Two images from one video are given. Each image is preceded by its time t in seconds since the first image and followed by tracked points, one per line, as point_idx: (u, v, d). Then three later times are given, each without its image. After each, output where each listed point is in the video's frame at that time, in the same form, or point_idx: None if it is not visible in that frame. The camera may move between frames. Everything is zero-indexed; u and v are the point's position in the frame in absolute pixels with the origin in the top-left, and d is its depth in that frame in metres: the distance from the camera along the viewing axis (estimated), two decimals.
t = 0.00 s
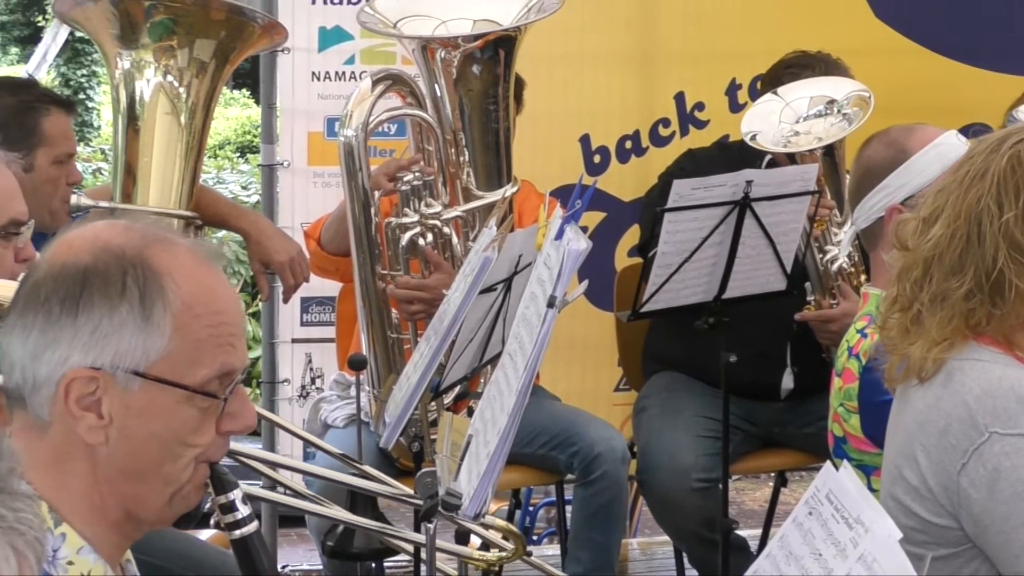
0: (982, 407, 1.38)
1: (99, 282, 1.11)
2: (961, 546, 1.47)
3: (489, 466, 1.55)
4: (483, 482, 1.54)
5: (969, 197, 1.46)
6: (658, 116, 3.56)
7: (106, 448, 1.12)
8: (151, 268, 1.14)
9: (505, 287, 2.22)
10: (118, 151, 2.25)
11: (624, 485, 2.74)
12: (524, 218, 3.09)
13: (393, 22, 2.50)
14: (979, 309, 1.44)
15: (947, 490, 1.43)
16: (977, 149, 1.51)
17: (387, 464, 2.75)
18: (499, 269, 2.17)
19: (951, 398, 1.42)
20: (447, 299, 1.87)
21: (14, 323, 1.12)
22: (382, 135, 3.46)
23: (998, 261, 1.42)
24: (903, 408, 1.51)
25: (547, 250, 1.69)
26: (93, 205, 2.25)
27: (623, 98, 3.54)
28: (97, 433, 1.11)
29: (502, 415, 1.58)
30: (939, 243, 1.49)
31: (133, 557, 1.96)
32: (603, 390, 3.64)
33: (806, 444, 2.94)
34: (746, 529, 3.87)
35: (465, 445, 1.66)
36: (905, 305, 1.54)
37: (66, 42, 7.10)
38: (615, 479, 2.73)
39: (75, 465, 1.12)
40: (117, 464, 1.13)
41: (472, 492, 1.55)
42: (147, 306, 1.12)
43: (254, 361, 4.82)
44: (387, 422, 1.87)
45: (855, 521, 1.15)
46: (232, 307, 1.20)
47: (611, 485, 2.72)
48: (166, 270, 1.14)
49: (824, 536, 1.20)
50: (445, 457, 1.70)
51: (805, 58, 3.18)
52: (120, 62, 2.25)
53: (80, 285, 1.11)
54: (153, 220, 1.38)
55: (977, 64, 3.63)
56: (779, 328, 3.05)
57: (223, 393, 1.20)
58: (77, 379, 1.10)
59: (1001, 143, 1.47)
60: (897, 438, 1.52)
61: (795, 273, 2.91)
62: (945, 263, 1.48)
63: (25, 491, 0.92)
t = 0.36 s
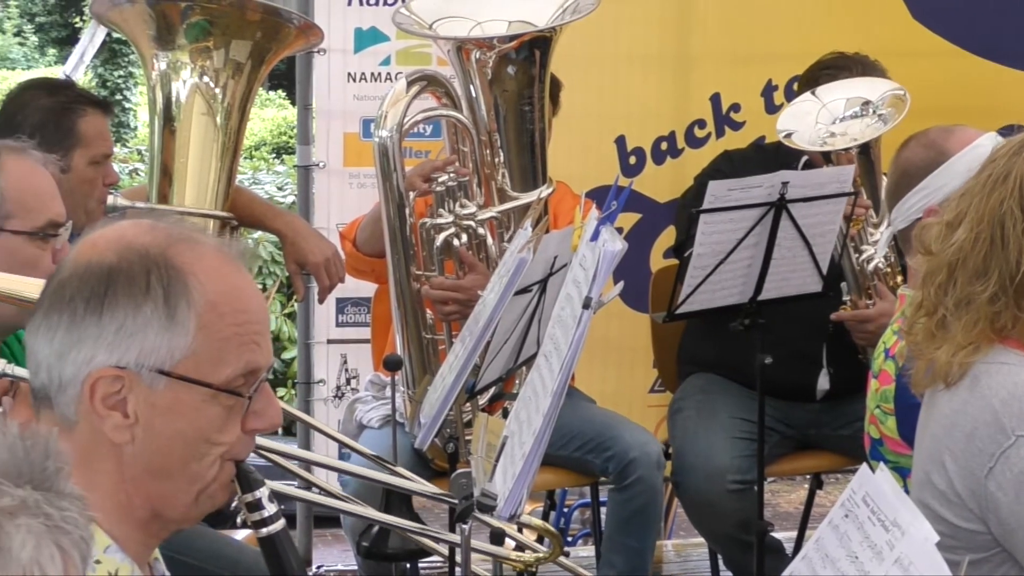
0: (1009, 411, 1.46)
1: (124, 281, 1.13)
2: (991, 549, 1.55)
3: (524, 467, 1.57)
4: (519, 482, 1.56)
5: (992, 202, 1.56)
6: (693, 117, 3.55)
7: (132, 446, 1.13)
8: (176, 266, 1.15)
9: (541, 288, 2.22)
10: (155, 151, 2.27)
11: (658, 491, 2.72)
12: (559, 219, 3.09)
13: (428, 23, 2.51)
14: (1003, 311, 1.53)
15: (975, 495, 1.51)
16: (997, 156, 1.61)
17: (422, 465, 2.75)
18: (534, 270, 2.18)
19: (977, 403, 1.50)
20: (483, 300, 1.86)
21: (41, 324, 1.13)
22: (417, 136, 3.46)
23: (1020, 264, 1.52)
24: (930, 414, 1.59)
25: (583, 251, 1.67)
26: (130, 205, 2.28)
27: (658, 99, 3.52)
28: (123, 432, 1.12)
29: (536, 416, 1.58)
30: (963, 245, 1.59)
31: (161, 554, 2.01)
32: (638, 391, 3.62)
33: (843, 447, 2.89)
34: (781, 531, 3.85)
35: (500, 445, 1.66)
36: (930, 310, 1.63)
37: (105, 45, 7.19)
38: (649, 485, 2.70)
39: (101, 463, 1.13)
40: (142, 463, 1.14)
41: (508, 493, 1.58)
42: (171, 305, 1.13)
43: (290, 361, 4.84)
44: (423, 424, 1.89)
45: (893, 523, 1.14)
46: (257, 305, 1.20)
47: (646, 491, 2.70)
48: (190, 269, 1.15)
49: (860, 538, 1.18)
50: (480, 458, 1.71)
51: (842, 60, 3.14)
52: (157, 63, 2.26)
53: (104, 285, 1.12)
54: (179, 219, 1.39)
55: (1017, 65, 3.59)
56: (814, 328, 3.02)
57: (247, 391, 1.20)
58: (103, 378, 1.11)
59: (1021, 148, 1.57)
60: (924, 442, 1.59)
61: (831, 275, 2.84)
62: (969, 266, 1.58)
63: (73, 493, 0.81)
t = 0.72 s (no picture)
0: None
1: (153, 282, 1.13)
2: None
3: (559, 469, 1.55)
4: (553, 484, 1.54)
5: None
6: (730, 118, 3.53)
7: (161, 446, 1.13)
8: (205, 267, 1.15)
9: (575, 290, 2.20)
10: (192, 152, 2.28)
11: (693, 490, 2.70)
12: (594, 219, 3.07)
13: (463, 24, 2.49)
14: None
15: (1012, 497, 1.48)
16: None
17: (456, 465, 2.74)
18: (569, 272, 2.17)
19: (1016, 404, 1.46)
20: (518, 301, 1.85)
21: (71, 323, 1.14)
22: (453, 137, 3.46)
23: None
24: (967, 415, 1.55)
25: (619, 252, 1.65)
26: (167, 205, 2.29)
27: (694, 100, 3.50)
28: (153, 431, 1.13)
29: (573, 417, 1.57)
30: (1000, 248, 1.59)
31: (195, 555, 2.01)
32: (673, 393, 3.60)
33: (880, 449, 2.86)
34: (816, 533, 3.81)
35: (536, 446, 1.65)
36: (967, 312, 1.62)
37: (142, 46, 7.29)
38: (684, 484, 2.68)
39: (131, 462, 1.13)
40: (172, 462, 1.14)
41: (543, 494, 1.56)
42: (200, 305, 1.13)
43: (325, 361, 4.86)
44: (459, 424, 1.88)
45: (928, 526, 1.12)
46: (286, 305, 1.20)
47: (681, 489, 2.68)
48: (220, 269, 1.15)
49: (896, 541, 1.16)
50: (515, 459, 1.72)
51: (881, 62, 3.11)
52: (194, 64, 2.27)
53: (134, 285, 1.13)
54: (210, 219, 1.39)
55: None
56: (851, 330, 2.98)
57: (277, 390, 1.20)
58: (133, 378, 1.12)
59: None
60: (960, 443, 1.55)
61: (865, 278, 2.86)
62: (1007, 270, 1.58)
63: (119, 495, 0.79)
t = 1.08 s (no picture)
0: None
1: (179, 278, 1.12)
2: None
3: (593, 469, 1.53)
4: (588, 484, 1.53)
5: None
6: (765, 118, 3.49)
7: (190, 442, 1.13)
8: (230, 264, 1.14)
9: (610, 290, 2.19)
10: (228, 151, 2.29)
11: (728, 492, 2.67)
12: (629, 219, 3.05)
13: (498, 24, 2.47)
14: None
15: None
16: None
17: (490, 465, 2.73)
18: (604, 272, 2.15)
19: None
20: (552, 300, 1.84)
21: (96, 323, 1.13)
22: (488, 137, 3.45)
23: None
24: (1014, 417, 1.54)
25: (655, 252, 1.63)
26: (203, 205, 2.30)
27: (729, 100, 3.47)
28: (181, 428, 1.12)
29: (608, 416, 1.55)
30: None
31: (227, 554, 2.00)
32: (709, 393, 3.57)
33: (915, 450, 2.81)
34: (852, 534, 3.76)
35: (570, 446, 1.63)
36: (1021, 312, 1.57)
37: (178, 46, 7.36)
38: (720, 484, 2.65)
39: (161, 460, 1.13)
40: (201, 458, 1.14)
41: (577, 494, 1.55)
42: (226, 301, 1.13)
43: (359, 360, 4.87)
44: (494, 423, 1.87)
45: (965, 527, 1.14)
46: (311, 300, 1.20)
47: (717, 488, 2.64)
48: (245, 266, 1.15)
49: (932, 542, 1.18)
50: (551, 460, 1.70)
51: (921, 62, 3.06)
52: (230, 64, 2.28)
53: (160, 283, 1.12)
54: (236, 218, 1.39)
55: None
56: (887, 331, 2.94)
57: (303, 385, 1.19)
58: (160, 375, 1.11)
59: None
60: (1006, 445, 1.54)
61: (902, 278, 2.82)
62: None
63: (167, 500, 0.77)
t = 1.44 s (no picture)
0: None
1: (208, 280, 1.13)
2: None
3: (626, 469, 1.53)
4: (621, 483, 1.53)
5: None
6: (799, 118, 3.46)
7: (220, 444, 1.13)
8: (260, 265, 1.15)
9: (644, 290, 2.17)
10: (262, 151, 2.30)
11: (762, 494, 2.65)
12: (664, 219, 3.03)
13: (535, 23, 2.48)
14: None
15: None
16: None
17: (524, 465, 2.73)
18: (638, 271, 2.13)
19: None
20: (585, 301, 1.83)
21: (128, 324, 1.15)
22: (522, 137, 3.45)
23: None
24: None
25: (688, 252, 1.62)
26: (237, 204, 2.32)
27: (763, 100, 3.44)
28: (213, 430, 1.13)
29: (641, 416, 1.54)
30: None
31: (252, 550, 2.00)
32: (742, 393, 3.55)
33: (950, 451, 2.79)
34: (885, 535, 3.73)
35: (603, 446, 1.63)
36: None
37: (212, 45, 7.43)
38: (754, 487, 2.63)
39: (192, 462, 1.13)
40: (230, 459, 1.14)
41: (610, 493, 1.55)
42: (256, 303, 1.13)
43: (393, 360, 4.88)
44: (527, 423, 1.86)
45: (1001, 529, 1.14)
46: (341, 301, 1.20)
47: (750, 493, 2.62)
48: (276, 268, 1.15)
49: (966, 544, 1.18)
50: (584, 459, 1.70)
51: (958, 61, 3.02)
52: (264, 64, 2.29)
53: (190, 284, 1.13)
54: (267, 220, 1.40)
55: None
56: (923, 332, 2.88)
57: (334, 387, 1.19)
58: (191, 377, 1.12)
59: None
60: None
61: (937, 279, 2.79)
62: None
63: (198, 500, 0.76)
